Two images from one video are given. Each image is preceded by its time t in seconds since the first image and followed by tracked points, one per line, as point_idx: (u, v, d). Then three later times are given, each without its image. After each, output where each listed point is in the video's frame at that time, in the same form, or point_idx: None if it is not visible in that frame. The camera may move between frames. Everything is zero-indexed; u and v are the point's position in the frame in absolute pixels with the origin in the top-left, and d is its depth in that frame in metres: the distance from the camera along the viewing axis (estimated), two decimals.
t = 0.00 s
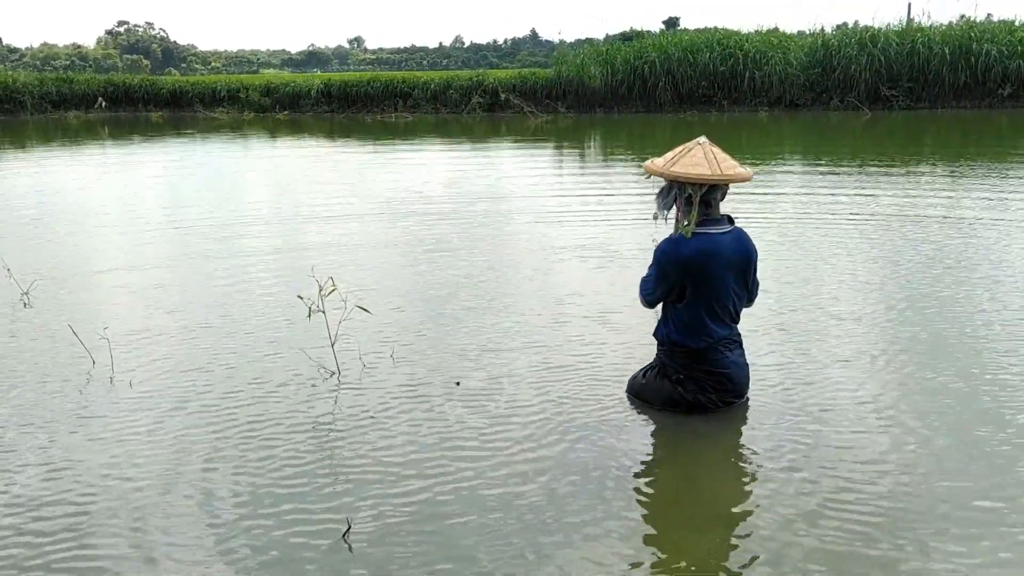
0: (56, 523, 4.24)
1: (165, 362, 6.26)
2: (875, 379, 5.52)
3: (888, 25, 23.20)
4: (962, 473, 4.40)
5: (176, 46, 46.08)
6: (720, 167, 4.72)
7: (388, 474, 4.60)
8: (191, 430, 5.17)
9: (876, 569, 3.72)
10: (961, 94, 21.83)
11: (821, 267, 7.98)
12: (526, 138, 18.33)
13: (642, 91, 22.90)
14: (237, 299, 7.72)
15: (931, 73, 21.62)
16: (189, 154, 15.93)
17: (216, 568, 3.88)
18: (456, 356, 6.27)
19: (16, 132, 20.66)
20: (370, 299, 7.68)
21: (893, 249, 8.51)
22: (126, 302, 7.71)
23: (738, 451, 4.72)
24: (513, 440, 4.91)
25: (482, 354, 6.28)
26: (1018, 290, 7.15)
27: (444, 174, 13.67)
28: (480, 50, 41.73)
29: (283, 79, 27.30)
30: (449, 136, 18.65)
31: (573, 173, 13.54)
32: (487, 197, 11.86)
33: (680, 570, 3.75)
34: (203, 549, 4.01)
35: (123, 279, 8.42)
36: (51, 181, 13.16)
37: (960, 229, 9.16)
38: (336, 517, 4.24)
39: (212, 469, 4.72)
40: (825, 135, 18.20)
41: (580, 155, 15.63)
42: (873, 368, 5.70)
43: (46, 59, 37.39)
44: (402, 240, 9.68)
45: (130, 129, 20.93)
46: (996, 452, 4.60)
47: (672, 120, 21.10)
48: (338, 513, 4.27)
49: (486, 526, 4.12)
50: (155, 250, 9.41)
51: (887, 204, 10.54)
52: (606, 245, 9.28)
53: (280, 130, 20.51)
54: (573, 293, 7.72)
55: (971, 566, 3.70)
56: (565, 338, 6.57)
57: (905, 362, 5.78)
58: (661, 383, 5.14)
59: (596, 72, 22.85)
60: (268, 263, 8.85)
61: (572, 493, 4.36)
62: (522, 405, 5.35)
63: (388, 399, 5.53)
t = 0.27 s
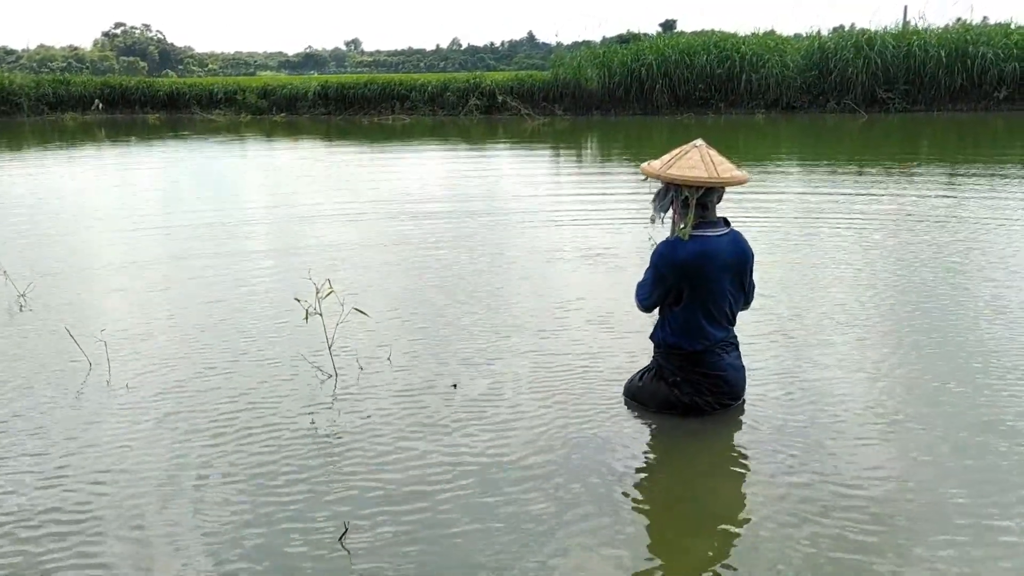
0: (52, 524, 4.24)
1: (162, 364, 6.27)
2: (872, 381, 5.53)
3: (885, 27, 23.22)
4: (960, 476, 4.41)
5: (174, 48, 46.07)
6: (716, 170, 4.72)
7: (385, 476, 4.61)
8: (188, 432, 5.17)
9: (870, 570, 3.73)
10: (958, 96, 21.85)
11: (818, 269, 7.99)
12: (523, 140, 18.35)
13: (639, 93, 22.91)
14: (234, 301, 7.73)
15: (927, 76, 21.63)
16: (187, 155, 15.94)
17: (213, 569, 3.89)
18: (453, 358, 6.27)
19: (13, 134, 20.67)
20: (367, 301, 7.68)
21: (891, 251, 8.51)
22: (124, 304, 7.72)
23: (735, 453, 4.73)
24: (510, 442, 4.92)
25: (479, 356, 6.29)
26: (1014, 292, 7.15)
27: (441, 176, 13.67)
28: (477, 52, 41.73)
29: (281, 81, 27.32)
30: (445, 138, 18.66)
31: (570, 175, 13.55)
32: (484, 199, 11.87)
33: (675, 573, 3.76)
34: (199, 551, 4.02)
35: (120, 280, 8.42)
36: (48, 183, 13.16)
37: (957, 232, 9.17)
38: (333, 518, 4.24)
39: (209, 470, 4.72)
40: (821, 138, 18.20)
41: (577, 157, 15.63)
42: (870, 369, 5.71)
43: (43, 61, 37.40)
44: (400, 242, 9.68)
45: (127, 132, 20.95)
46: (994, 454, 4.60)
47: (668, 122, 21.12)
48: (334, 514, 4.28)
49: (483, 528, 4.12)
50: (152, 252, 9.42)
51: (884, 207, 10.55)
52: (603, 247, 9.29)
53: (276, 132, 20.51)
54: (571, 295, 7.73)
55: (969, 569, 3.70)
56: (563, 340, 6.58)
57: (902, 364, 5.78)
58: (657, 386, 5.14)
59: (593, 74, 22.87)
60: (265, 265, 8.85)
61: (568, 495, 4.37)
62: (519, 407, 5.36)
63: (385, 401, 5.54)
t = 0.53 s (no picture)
0: (52, 525, 4.24)
1: (161, 364, 6.27)
2: (871, 382, 5.54)
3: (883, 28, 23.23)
4: (960, 476, 4.42)
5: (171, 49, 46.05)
6: (714, 171, 4.72)
7: (384, 476, 4.61)
8: (187, 432, 5.17)
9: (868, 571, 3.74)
10: (955, 97, 21.86)
11: (817, 270, 8.00)
12: (521, 141, 18.35)
13: (637, 94, 22.92)
14: (233, 302, 7.73)
15: (925, 76, 21.65)
16: (185, 156, 15.93)
17: (212, 569, 3.89)
18: (453, 358, 6.28)
19: (11, 134, 20.66)
20: (366, 301, 7.69)
21: (889, 253, 8.52)
22: (122, 304, 7.72)
23: (734, 454, 4.73)
24: (509, 442, 4.92)
25: (478, 357, 6.29)
26: (1012, 294, 7.16)
27: (440, 177, 13.68)
28: (475, 53, 41.74)
29: (279, 82, 27.32)
30: (443, 139, 18.66)
31: (569, 176, 13.56)
32: (482, 200, 11.87)
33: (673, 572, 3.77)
34: (198, 551, 4.02)
35: (119, 281, 8.42)
36: (46, 183, 13.16)
37: (956, 233, 9.17)
38: (332, 518, 4.25)
39: (208, 470, 4.72)
40: (819, 138, 18.21)
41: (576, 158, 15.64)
42: (868, 371, 5.72)
43: (41, 61, 37.38)
44: (399, 243, 9.69)
45: (125, 132, 20.93)
46: (995, 456, 4.60)
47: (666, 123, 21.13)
48: (333, 514, 4.28)
49: (482, 528, 4.13)
50: (151, 252, 9.42)
51: (882, 207, 10.56)
52: (602, 248, 9.29)
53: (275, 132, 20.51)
54: (570, 296, 7.73)
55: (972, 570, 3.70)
56: (562, 341, 6.59)
57: (900, 365, 5.80)
58: (656, 388, 5.14)
59: (591, 75, 22.88)
60: (264, 266, 8.85)
61: (568, 495, 4.38)
62: (518, 408, 5.36)
63: (384, 402, 5.55)
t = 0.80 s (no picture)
0: (49, 525, 4.24)
1: (160, 364, 6.26)
2: (869, 382, 5.53)
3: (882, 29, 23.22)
4: (959, 476, 4.42)
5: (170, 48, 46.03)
6: (712, 172, 4.72)
7: (382, 477, 4.60)
8: (185, 432, 5.17)
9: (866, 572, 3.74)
10: (954, 98, 21.86)
11: (816, 270, 7.99)
12: (520, 141, 18.34)
13: (635, 94, 22.92)
14: (231, 301, 7.72)
15: (924, 77, 21.64)
16: (184, 155, 15.93)
17: (210, 569, 3.89)
18: (451, 358, 6.27)
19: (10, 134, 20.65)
20: (364, 302, 7.68)
21: (888, 253, 8.51)
22: (120, 304, 7.71)
23: (732, 454, 4.73)
24: (507, 443, 4.92)
25: (477, 357, 6.29)
26: (1011, 294, 7.16)
27: (439, 177, 13.67)
28: (474, 53, 41.73)
29: (278, 82, 27.31)
30: (442, 139, 18.66)
31: (568, 176, 13.55)
32: (480, 200, 11.86)
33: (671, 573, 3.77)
34: (196, 551, 4.02)
35: (116, 281, 8.41)
36: (45, 183, 13.15)
37: (955, 233, 9.17)
38: (330, 519, 4.24)
39: (206, 470, 4.72)
40: (818, 139, 18.21)
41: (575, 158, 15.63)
42: (867, 371, 5.72)
43: (40, 61, 37.36)
44: (398, 243, 9.68)
45: (124, 132, 20.93)
46: (993, 456, 4.60)
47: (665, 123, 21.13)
48: (331, 515, 4.28)
49: (480, 528, 4.13)
50: (149, 252, 9.41)
51: (881, 208, 10.56)
52: (601, 248, 9.29)
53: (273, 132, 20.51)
54: (568, 296, 7.73)
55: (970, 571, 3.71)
56: (561, 341, 6.58)
57: (899, 365, 5.79)
58: (655, 388, 5.14)
59: (590, 75, 22.87)
60: (262, 266, 8.85)
61: (566, 496, 4.37)
62: (516, 408, 5.36)
63: (382, 402, 5.54)
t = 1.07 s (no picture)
0: (50, 525, 4.24)
1: (161, 364, 6.26)
2: (869, 382, 5.54)
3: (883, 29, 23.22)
4: (959, 477, 4.42)
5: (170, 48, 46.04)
6: (712, 173, 4.71)
7: (382, 476, 4.61)
8: (186, 432, 5.17)
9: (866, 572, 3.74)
10: (955, 98, 21.86)
11: (816, 271, 8.00)
12: (521, 141, 18.33)
13: (636, 94, 22.92)
14: (231, 302, 7.72)
15: (924, 77, 21.64)
16: (184, 156, 15.92)
17: (210, 569, 3.89)
18: (452, 359, 6.27)
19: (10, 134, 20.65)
20: (365, 302, 7.68)
21: (888, 253, 8.51)
22: (120, 304, 7.71)
23: (733, 454, 4.73)
24: (508, 443, 4.92)
25: (477, 357, 6.29)
26: (1011, 295, 7.16)
27: (439, 177, 13.67)
28: (475, 54, 41.74)
29: (279, 82, 27.31)
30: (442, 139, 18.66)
31: (568, 176, 13.56)
32: (480, 201, 11.86)
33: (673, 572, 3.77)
34: (196, 551, 4.02)
35: (117, 281, 8.41)
36: (45, 183, 13.15)
37: (955, 233, 9.17)
38: (331, 518, 4.25)
39: (207, 470, 4.72)
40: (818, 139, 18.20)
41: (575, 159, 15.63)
42: (867, 371, 5.72)
43: (40, 62, 37.36)
44: (398, 243, 9.68)
45: (125, 132, 20.93)
46: (993, 457, 4.60)
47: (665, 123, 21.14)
48: (332, 514, 4.28)
49: (481, 528, 4.13)
50: (149, 252, 9.41)
51: (882, 208, 10.56)
52: (601, 248, 9.29)
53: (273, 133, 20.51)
54: (568, 296, 7.73)
55: (970, 571, 3.71)
56: (562, 341, 6.58)
57: (899, 365, 5.79)
58: (656, 389, 5.13)
59: (590, 76, 22.87)
60: (263, 266, 8.84)
61: (567, 496, 4.37)
62: (517, 408, 5.36)
63: (383, 402, 5.54)
